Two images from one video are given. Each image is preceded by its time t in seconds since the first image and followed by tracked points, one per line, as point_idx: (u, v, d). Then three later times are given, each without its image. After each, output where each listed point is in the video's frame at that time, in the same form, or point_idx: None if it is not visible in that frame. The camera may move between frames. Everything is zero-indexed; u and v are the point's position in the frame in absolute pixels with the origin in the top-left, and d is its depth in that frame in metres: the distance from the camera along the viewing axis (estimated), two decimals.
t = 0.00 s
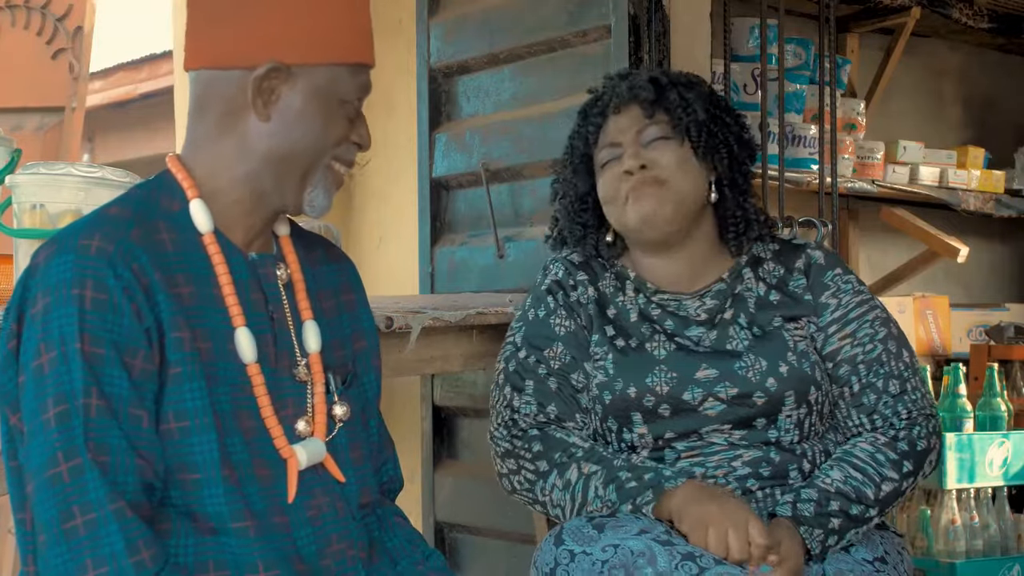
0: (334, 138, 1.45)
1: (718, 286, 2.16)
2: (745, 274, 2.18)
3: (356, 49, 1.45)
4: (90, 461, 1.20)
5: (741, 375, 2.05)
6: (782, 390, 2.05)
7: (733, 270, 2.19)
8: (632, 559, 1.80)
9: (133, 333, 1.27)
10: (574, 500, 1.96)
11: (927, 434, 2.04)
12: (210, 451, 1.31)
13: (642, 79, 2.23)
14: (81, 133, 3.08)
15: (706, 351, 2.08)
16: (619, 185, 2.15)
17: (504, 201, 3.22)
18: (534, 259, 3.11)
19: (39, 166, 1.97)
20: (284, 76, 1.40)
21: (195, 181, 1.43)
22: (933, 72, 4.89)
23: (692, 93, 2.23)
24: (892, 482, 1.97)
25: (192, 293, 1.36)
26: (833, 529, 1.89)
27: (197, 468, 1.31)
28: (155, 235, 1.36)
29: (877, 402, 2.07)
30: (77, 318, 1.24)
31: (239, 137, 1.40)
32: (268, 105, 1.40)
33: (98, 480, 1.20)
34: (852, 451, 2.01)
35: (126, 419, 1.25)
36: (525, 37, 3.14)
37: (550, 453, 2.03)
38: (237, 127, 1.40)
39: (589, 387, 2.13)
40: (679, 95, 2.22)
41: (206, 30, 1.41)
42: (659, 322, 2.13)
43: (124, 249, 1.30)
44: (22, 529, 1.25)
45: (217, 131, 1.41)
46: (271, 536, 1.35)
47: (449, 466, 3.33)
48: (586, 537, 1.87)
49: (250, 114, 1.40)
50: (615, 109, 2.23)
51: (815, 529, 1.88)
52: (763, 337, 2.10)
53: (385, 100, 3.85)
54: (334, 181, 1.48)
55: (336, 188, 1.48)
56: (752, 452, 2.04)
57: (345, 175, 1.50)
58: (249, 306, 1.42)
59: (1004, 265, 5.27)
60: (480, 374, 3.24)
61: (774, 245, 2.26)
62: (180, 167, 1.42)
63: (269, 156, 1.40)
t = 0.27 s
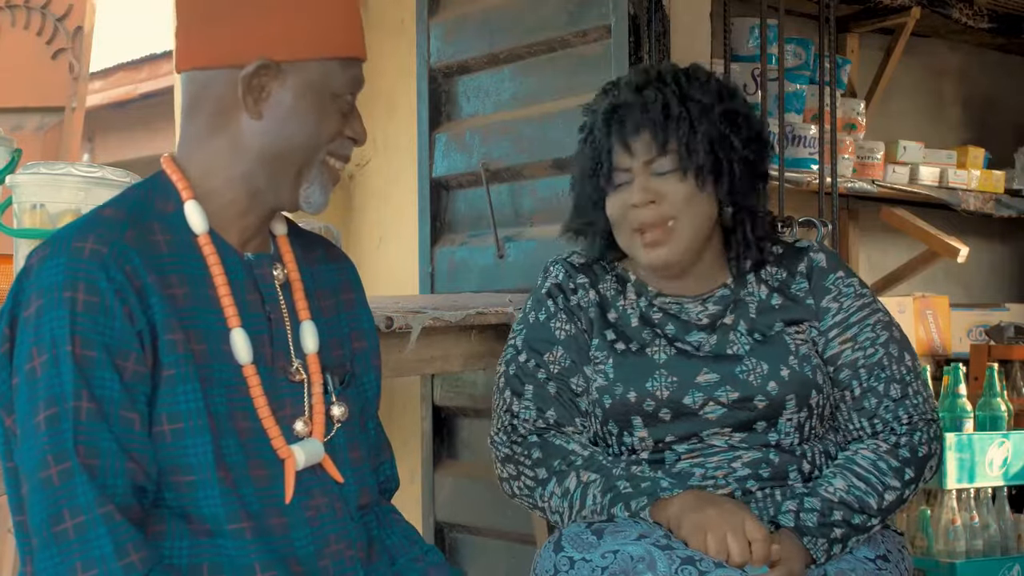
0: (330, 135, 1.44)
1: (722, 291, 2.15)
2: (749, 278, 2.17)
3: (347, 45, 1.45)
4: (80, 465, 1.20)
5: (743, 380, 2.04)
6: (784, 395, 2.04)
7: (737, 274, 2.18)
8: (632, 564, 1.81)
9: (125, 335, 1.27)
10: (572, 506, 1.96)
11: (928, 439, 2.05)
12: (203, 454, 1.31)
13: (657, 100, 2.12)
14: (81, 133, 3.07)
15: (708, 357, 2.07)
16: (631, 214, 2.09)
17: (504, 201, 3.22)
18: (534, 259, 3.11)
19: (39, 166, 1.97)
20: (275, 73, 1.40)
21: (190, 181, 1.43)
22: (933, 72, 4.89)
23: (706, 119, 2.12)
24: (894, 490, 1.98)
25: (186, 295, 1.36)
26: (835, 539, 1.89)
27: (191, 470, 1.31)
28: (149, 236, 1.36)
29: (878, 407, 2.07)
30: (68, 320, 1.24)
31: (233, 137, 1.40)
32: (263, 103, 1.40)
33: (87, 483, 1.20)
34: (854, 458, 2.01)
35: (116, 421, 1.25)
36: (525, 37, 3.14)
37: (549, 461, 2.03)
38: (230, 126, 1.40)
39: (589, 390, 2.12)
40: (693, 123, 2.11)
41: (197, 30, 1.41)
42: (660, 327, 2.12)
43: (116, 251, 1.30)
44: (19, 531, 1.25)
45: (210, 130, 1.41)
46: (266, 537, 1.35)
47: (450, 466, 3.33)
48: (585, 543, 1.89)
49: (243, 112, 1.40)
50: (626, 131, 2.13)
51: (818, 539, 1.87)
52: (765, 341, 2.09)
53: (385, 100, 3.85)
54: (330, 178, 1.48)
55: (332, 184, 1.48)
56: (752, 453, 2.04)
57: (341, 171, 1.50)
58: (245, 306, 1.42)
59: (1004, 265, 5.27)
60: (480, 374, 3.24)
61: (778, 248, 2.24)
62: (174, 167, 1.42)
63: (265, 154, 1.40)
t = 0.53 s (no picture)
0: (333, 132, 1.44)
1: (724, 270, 2.19)
2: (751, 262, 2.21)
3: (350, 45, 1.45)
4: (81, 463, 1.20)
5: (744, 356, 2.08)
6: (784, 371, 2.08)
7: (740, 257, 2.22)
8: (629, 559, 1.80)
9: (128, 335, 1.27)
10: (575, 495, 1.94)
11: (913, 425, 2.05)
12: (205, 454, 1.31)
13: (694, 78, 2.20)
14: (81, 133, 3.07)
15: (711, 338, 2.10)
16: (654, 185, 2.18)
17: (504, 201, 3.22)
18: (534, 259, 3.11)
19: (39, 166, 1.98)
20: (277, 74, 1.40)
21: (193, 182, 1.43)
22: (933, 72, 4.89)
23: (735, 97, 2.24)
24: (882, 479, 1.97)
25: (189, 294, 1.36)
26: (828, 531, 1.89)
27: (193, 470, 1.31)
28: (153, 236, 1.35)
29: (869, 387, 2.09)
30: (71, 319, 1.24)
31: (237, 139, 1.40)
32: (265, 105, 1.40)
33: (87, 482, 1.19)
34: (841, 452, 2.01)
35: (118, 420, 1.25)
36: (525, 37, 3.14)
37: (551, 444, 2.01)
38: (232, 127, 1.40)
39: (593, 370, 2.12)
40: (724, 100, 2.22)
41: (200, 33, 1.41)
42: (666, 308, 2.14)
43: (120, 251, 1.30)
44: (19, 530, 1.25)
45: (216, 131, 1.41)
46: (266, 538, 1.35)
47: (449, 465, 3.32)
48: (582, 538, 1.87)
49: (245, 114, 1.40)
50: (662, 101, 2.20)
51: (810, 533, 1.88)
52: (766, 321, 2.13)
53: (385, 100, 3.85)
54: (335, 177, 1.48)
55: (337, 185, 1.48)
56: (751, 446, 2.04)
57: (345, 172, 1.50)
58: (248, 306, 1.43)
59: (1004, 265, 5.27)
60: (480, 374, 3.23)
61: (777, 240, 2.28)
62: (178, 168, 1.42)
63: (267, 157, 1.40)
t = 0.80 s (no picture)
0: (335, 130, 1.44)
1: (738, 275, 2.20)
2: (766, 268, 2.22)
3: (347, 45, 1.44)
4: (90, 459, 1.20)
5: (754, 357, 2.08)
6: (793, 372, 2.09)
7: (754, 263, 2.22)
8: (637, 554, 1.81)
9: (134, 331, 1.27)
10: (585, 491, 1.92)
11: (924, 434, 2.08)
12: (210, 450, 1.31)
13: (789, 118, 2.21)
14: (81, 133, 3.08)
15: (722, 338, 2.10)
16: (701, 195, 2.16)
17: (504, 201, 3.23)
18: (533, 259, 3.11)
19: (39, 166, 1.98)
20: (273, 74, 1.40)
21: (195, 182, 1.43)
22: (933, 72, 4.89)
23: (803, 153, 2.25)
24: (897, 486, 1.98)
25: (192, 292, 1.36)
26: (842, 538, 1.89)
27: (199, 466, 1.31)
28: (157, 234, 1.36)
29: (881, 395, 2.11)
30: (78, 316, 1.24)
31: (234, 139, 1.40)
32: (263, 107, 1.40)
33: (97, 477, 1.19)
34: (854, 457, 2.02)
35: (125, 417, 1.25)
36: (525, 37, 3.14)
37: (563, 442, 1.98)
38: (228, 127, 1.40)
39: (603, 371, 2.09)
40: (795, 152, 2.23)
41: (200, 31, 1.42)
42: (678, 311, 2.14)
43: (125, 248, 1.30)
44: (20, 529, 1.25)
45: (213, 128, 1.41)
46: (271, 534, 1.36)
47: (449, 466, 3.33)
48: (591, 532, 1.88)
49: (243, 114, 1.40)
50: (754, 119, 2.18)
51: (825, 539, 1.88)
52: (777, 323, 2.14)
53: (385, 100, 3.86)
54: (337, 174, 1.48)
55: (334, 181, 1.47)
56: (759, 446, 2.04)
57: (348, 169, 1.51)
58: (250, 305, 1.43)
59: (1004, 265, 5.27)
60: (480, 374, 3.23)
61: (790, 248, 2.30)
62: (179, 168, 1.42)
63: (268, 155, 1.40)
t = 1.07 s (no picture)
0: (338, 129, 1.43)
1: (765, 285, 2.18)
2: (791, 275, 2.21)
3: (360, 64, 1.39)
4: (85, 459, 1.20)
5: (768, 363, 2.08)
6: (806, 381, 2.08)
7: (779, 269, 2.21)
8: (643, 553, 1.81)
9: (128, 331, 1.27)
10: (591, 486, 1.93)
11: (940, 451, 2.07)
12: (206, 449, 1.31)
13: (843, 160, 2.15)
14: (81, 133, 3.08)
15: (736, 341, 2.09)
16: (736, 212, 2.10)
17: (504, 201, 3.23)
18: (534, 259, 3.11)
19: (39, 166, 1.98)
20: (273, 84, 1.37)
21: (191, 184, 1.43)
22: (933, 72, 4.89)
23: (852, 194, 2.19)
24: (909, 500, 1.98)
25: (186, 292, 1.36)
26: (850, 545, 1.89)
27: (195, 466, 1.31)
28: (151, 234, 1.36)
29: (898, 409, 2.10)
30: (72, 316, 1.24)
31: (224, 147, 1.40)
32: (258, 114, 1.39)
33: (92, 477, 1.19)
34: (868, 467, 2.02)
35: (120, 417, 1.25)
36: (525, 37, 3.14)
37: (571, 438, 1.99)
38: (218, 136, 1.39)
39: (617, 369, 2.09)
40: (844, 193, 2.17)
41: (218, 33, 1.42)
42: (698, 313, 2.13)
43: (119, 248, 1.30)
44: (19, 529, 1.25)
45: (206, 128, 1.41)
46: (271, 531, 1.35)
47: (449, 466, 3.32)
48: (597, 530, 1.89)
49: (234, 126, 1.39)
50: (808, 151, 2.11)
51: (834, 545, 1.87)
52: (794, 330, 2.13)
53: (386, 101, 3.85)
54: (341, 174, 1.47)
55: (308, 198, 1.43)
56: (765, 449, 2.05)
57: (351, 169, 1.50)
58: (247, 305, 1.43)
59: (1004, 265, 5.27)
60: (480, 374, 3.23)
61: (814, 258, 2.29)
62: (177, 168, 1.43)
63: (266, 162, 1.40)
